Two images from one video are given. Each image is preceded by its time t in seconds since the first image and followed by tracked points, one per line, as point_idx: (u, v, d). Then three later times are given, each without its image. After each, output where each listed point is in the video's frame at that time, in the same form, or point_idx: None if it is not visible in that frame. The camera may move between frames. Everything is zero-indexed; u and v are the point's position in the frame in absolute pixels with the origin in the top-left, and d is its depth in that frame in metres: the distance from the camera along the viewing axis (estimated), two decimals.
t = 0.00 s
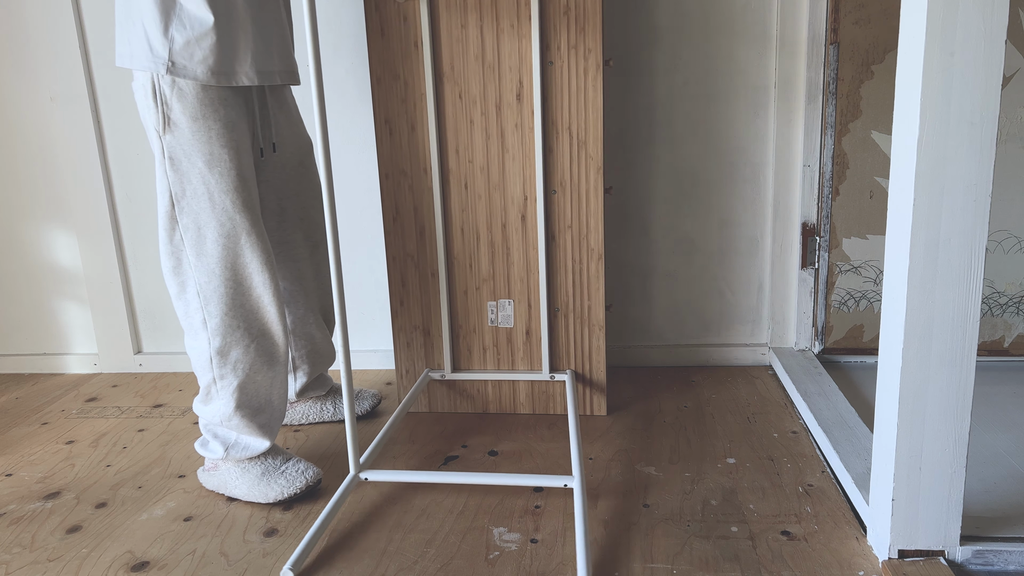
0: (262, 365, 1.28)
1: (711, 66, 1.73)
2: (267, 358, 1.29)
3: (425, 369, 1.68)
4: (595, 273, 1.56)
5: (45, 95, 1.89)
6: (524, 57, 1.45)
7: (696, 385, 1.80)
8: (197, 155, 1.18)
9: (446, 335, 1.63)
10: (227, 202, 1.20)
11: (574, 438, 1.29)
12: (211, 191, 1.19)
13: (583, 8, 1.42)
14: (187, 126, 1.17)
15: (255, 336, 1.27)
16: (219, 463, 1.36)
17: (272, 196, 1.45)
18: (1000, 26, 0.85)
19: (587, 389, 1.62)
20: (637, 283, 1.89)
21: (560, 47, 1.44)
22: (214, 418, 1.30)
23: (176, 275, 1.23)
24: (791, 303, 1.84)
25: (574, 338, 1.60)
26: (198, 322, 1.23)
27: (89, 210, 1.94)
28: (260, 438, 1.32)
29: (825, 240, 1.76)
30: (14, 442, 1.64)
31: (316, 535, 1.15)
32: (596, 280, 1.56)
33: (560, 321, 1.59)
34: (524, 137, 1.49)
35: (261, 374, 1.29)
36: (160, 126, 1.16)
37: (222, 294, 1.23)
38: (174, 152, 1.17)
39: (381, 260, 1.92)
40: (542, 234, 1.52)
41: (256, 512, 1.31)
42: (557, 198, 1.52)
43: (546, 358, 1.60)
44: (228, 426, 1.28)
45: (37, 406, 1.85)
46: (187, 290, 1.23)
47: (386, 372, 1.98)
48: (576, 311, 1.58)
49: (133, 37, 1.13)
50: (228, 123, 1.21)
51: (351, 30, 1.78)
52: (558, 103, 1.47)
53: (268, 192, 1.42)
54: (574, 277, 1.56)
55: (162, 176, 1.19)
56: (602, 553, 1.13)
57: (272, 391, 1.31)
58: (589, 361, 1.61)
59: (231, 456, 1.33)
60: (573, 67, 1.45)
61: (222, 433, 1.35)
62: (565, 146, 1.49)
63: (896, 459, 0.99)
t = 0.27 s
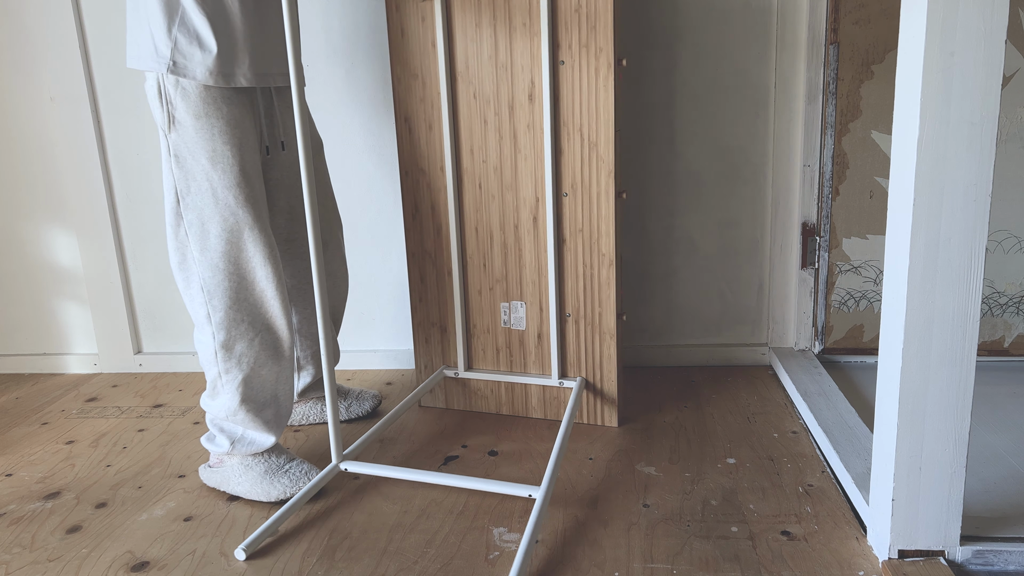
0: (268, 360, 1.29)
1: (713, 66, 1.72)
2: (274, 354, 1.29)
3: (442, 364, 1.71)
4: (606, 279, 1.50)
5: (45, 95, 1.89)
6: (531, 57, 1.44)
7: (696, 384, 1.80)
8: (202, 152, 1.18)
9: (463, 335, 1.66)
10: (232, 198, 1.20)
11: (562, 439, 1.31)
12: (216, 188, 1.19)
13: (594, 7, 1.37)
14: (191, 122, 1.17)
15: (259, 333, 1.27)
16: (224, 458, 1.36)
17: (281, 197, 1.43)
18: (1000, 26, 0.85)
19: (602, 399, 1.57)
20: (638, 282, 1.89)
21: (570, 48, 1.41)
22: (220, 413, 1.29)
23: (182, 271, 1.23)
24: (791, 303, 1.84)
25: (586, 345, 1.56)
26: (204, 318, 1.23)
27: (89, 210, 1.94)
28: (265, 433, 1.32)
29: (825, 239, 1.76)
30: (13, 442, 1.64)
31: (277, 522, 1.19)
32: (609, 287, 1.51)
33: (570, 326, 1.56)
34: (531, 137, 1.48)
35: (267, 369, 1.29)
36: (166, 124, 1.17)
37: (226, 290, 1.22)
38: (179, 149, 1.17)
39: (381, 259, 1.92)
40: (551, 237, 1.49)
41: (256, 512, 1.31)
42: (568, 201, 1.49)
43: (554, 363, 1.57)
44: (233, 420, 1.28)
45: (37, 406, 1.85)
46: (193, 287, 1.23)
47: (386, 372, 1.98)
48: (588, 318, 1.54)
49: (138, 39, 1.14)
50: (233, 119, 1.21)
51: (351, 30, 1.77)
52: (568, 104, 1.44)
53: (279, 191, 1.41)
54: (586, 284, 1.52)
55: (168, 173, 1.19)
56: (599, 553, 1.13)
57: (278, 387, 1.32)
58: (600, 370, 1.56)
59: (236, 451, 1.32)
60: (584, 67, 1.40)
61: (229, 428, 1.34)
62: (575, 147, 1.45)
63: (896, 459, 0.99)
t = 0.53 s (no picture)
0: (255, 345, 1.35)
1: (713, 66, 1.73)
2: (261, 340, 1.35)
3: (455, 361, 1.74)
4: (612, 282, 1.48)
5: (45, 95, 1.89)
6: (536, 57, 1.44)
7: (696, 384, 1.80)
8: (186, 140, 1.24)
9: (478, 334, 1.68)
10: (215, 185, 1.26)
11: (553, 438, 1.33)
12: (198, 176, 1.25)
13: (601, 7, 1.36)
14: (177, 111, 1.23)
15: (243, 318, 1.33)
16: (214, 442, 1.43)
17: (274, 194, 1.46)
18: (1000, 26, 0.85)
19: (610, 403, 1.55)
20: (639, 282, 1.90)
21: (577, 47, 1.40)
22: (207, 396, 1.36)
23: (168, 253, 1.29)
24: (791, 303, 1.84)
25: (593, 347, 1.54)
26: (188, 299, 1.30)
27: (89, 210, 1.94)
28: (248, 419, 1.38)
29: (825, 239, 1.76)
30: (13, 442, 1.64)
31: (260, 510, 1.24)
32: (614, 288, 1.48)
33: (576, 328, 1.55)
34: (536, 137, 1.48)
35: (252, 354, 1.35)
36: (151, 110, 1.23)
37: (209, 273, 1.29)
38: (164, 135, 1.23)
39: (381, 259, 1.92)
40: (556, 238, 1.49)
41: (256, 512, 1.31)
42: (575, 202, 1.48)
43: (560, 363, 1.56)
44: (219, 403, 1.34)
45: (37, 406, 1.85)
46: (176, 269, 1.29)
47: (386, 372, 1.98)
48: (595, 320, 1.52)
49: (127, 21, 1.20)
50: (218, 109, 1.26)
51: (351, 30, 1.77)
52: (573, 104, 1.43)
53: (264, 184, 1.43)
54: (593, 285, 1.51)
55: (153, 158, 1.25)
56: (599, 553, 1.13)
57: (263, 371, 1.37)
58: (605, 374, 1.54)
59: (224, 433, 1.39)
60: (591, 66, 1.39)
61: (216, 411, 1.41)
62: (581, 147, 1.44)
63: (896, 459, 0.99)
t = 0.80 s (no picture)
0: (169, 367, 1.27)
1: (713, 66, 1.73)
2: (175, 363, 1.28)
3: (454, 360, 1.75)
4: (608, 283, 1.47)
5: (45, 95, 1.89)
6: (535, 56, 1.44)
7: (696, 384, 1.80)
8: (157, 151, 1.21)
9: (473, 334, 1.67)
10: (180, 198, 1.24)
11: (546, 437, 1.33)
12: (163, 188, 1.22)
13: (598, 6, 1.35)
14: (149, 120, 1.20)
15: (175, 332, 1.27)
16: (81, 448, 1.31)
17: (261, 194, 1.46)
18: (1000, 26, 0.85)
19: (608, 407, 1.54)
20: (639, 282, 1.90)
21: (575, 47, 1.40)
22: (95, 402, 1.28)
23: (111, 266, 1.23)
24: (791, 303, 1.84)
25: (591, 349, 1.53)
26: (122, 310, 1.23)
27: (90, 210, 1.94)
28: (128, 430, 1.28)
29: (825, 240, 1.76)
30: (13, 442, 1.64)
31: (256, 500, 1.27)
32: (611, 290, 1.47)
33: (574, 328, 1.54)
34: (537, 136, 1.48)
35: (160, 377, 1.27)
36: (118, 119, 1.19)
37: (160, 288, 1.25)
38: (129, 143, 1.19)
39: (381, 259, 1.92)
40: (553, 238, 1.49)
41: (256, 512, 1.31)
42: (571, 202, 1.47)
43: (558, 365, 1.55)
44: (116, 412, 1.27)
45: (37, 406, 1.85)
46: (121, 283, 1.23)
47: (386, 372, 1.98)
48: (593, 321, 1.51)
49: (101, 26, 1.20)
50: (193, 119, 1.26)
51: (350, 30, 1.77)
52: (572, 104, 1.42)
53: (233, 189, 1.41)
54: (590, 286, 1.50)
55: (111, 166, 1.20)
56: (599, 553, 1.12)
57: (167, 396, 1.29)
58: (602, 375, 1.53)
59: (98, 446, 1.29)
60: (588, 66, 1.39)
61: (94, 418, 1.29)
62: (579, 148, 1.43)
63: (896, 459, 0.99)
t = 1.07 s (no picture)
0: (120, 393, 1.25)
1: (712, 66, 1.73)
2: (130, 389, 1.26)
3: (453, 359, 1.76)
4: (595, 287, 1.45)
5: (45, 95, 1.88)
6: (526, 57, 1.43)
7: (696, 385, 1.80)
8: (75, 170, 1.15)
9: (473, 334, 1.69)
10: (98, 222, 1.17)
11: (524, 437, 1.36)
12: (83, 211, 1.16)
13: (584, 6, 1.32)
14: (60, 137, 1.13)
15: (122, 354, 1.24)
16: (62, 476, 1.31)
17: (231, 197, 1.44)
18: (1000, 26, 0.85)
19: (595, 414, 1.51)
20: (636, 283, 1.90)
21: (564, 48, 1.37)
22: (64, 431, 1.28)
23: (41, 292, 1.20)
24: (791, 303, 1.84)
25: (580, 354, 1.51)
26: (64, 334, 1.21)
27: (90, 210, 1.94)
28: (103, 455, 1.29)
29: (825, 239, 1.76)
30: (13, 442, 1.64)
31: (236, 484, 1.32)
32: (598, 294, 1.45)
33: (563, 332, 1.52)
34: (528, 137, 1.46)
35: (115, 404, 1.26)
36: (33, 137, 1.12)
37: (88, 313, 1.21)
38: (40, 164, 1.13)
39: (381, 259, 1.92)
40: (543, 240, 1.48)
41: (256, 512, 1.31)
42: (559, 204, 1.45)
43: (547, 368, 1.54)
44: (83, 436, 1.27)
45: (37, 406, 1.85)
46: (55, 308, 1.20)
47: (386, 372, 1.98)
48: (580, 326, 1.49)
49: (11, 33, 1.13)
50: (111, 132, 1.17)
51: (350, 30, 1.77)
52: (561, 104, 1.40)
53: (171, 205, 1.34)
54: (579, 289, 1.47)
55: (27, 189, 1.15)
56: (599, 553, 1.12)
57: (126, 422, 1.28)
58: (590, 380, 1.51)
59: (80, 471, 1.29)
60: (576, 67, 1.37)
61: (65, 448, 1.31)
62: (567, 149, 1.41)
63: (896, 459, 0.99)
